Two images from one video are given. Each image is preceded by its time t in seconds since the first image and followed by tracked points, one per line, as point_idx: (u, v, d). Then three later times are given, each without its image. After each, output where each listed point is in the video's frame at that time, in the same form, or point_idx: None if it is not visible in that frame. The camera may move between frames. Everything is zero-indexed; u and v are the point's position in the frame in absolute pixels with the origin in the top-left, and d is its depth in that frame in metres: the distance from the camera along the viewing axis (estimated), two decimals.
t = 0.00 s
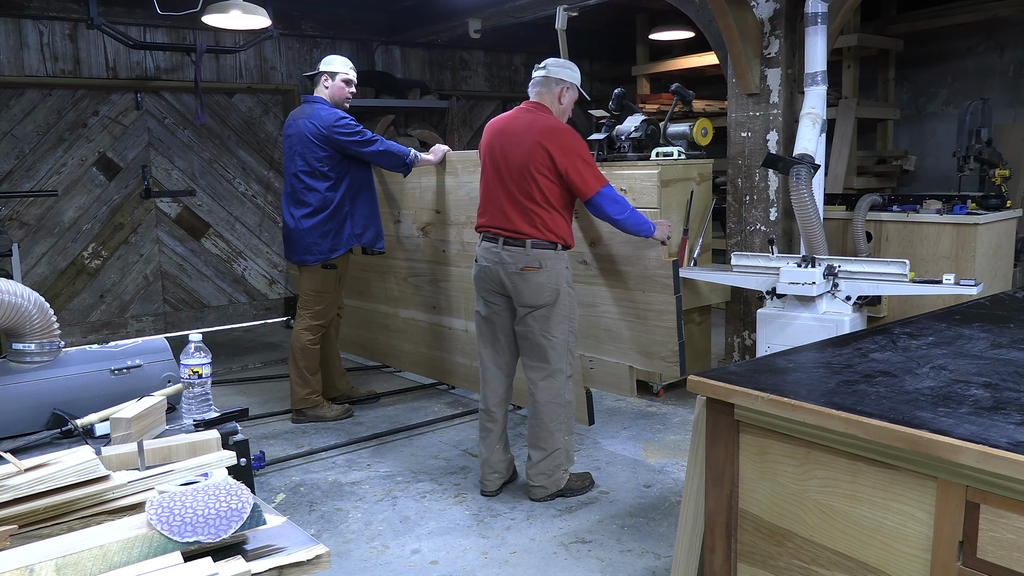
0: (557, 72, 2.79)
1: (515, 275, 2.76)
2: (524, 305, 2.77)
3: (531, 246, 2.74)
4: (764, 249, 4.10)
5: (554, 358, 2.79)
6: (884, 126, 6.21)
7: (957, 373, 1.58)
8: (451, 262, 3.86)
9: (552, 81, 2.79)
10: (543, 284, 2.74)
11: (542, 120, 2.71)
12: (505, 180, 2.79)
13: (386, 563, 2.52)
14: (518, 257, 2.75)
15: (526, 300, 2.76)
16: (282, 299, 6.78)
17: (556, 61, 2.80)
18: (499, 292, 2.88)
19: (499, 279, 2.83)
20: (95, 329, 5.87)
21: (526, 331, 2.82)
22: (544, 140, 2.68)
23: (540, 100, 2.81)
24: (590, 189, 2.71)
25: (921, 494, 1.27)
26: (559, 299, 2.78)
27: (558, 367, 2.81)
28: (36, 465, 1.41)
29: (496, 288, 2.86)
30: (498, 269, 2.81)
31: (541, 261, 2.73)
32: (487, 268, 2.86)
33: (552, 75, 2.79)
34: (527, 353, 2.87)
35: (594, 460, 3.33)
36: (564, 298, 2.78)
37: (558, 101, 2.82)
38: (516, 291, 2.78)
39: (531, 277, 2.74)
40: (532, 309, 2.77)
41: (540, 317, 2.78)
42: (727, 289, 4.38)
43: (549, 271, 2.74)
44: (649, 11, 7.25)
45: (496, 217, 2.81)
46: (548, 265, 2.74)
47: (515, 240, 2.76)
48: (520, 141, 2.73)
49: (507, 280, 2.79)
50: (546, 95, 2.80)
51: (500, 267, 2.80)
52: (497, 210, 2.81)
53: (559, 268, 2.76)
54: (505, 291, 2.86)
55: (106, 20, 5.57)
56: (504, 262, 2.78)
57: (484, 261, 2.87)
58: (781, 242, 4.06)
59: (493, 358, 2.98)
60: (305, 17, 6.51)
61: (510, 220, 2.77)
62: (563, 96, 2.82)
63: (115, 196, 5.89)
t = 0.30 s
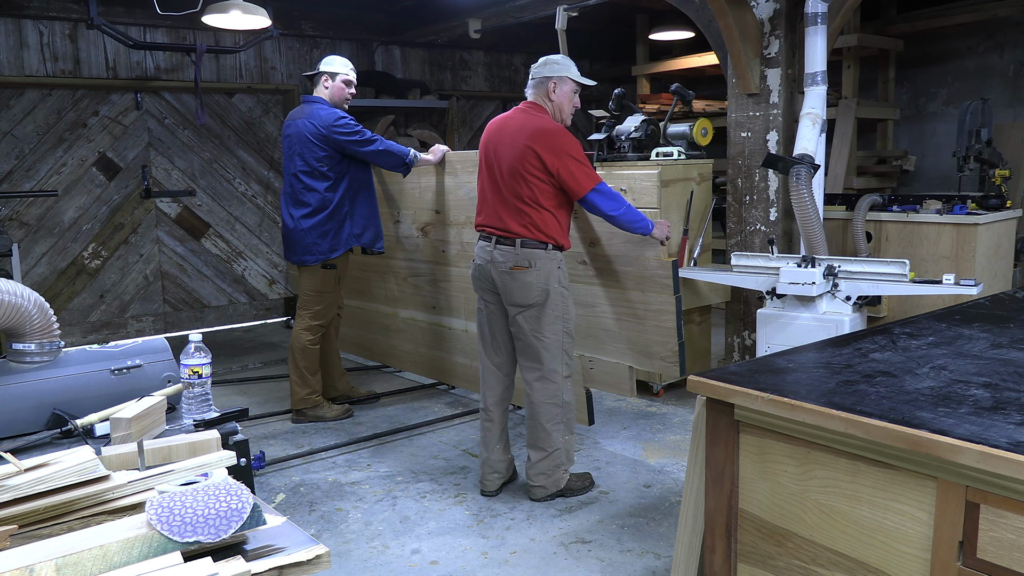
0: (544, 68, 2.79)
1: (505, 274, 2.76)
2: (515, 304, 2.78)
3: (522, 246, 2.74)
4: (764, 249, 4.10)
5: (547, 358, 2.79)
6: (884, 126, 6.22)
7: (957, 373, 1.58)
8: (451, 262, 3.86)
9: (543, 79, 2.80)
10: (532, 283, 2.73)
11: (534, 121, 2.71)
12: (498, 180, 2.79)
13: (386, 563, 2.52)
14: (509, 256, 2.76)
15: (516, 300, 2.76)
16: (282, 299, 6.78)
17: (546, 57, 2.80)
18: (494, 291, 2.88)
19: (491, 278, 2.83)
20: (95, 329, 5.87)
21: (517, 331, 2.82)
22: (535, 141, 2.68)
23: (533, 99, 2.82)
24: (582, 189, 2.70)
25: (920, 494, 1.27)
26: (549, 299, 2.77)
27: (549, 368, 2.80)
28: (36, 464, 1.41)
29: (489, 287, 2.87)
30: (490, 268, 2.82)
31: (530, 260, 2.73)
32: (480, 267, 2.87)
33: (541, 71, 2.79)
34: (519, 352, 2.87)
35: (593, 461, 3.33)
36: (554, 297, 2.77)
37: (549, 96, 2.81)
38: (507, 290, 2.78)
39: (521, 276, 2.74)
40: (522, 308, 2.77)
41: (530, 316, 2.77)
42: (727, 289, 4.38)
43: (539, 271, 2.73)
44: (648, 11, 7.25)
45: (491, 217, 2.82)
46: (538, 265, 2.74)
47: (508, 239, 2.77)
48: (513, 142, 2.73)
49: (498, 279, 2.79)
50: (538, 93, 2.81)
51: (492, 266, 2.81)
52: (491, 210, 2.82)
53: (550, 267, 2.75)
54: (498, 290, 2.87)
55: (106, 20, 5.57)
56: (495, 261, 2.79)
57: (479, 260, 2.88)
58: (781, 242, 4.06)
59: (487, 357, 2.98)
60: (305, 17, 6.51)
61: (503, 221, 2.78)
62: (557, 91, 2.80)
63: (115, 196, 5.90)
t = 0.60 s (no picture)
0: (543, 68, 2.79)
1: (506, 274, 2.76)
2: (516, 304, 2.78)
3: (522, 246, 2.74)
4: (764, 249, 4.10)
5: (548, 358, 2.79)
6: (884, 126, 6.21)
7: (957, 373, 1.58)
8: (451, 262, 3.86)
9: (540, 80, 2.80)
10: (533, 283, 2.73)
11: (533, 122, 2.70)
12: (498, 181, 2.79)
13: (386, 563, 2.52)
14: (509, 256, 2.76)
15: (517, 300, 2.76)
16: (282, 299, 6.78)
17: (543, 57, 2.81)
18: (495, 292, 2.89)
19: (492, 278, 2.83)
20: (95, 329, 5.87)
21: (517, 330, 2.83)
22: (534, 142, 2.68)
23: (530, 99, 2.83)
24: (581, 189, 2.70)
25: (920, 494, 1.27)
26: (551, 299, 2.77)
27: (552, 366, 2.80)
28: (36, 464, 1.41)
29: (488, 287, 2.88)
30: (491, 268, 2.82)
31: (531, 260, 2.73)
32: (481, 266, 2.88)
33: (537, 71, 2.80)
34: (520, 353, 2.87)
35: (593, 460, 3.33)
36: (554, 297, 2.76)
37: (549, 96, 2.81)
38: (508, 290, 2.78)
39: (521, 276, 2.74)
40: (523, 308, 2.77)
41: (530, 316, 2.77)
42: (727, 289, 4.38)
43: (540, 270, 2.73)
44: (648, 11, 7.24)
45: (491, 217, 2.83)
46: (538, 265, 2.74)
47: (509, 239, 2.77)
48: (512, 142, 2.73)
49: (499, 279, 2.80)
50: (536, 92, 2.81)
51: (492, 266, 2.81)
52: (492, 210, 2.82)
53: (549, 267, 2.75)
54: (499, 290, 2.87)
55: (106, 20, 5.57)
56: (496, 261, 2.79)
57: (479, 260, 2.88)
58: (781, 242, 4.06)
59: (487, 357, 2.98)
60: (305, 17, 6.51)
61: (503, 221, 2.78)
62: (554, 90, 2.80)
63: (115, 196, 5.90)
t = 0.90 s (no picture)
0: (549, 69, 2.78)
1: (510, 275, 2.76)
2: (519, 304, 2.77)
3: (526, 246, 2.74)
4: (764, 249, 4.10)
5: (550, 358, 2.79)
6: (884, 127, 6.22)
7: (957, 373, 1.58)
8: (451, 262, 3.86)
9: (544, 81, 2.79)
10: (537, 283, 2.73)
11: (537, 123, 2.70)
12: (500, 181, 2.79)
13: (386, 563, 2.52)
14: (513, 256, 2.75)
15: (521, 300, 2.76)
16: (282, 299, 6.77)
17: (547, 57, 2.79)
18: (497, 292, 2.88)
19: (496, 278, 2.83)
20: (95, 329, 5.87)
21: (521, 330, 2.83)
22: (538, 143, 2.68)
23: (531, 99, 2.82)
24: (586, 189, 2.70)
25: (920, 494, 1.27)
26: (554, 299, 2.77)
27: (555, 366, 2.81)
28: (36, 464, 1.41)
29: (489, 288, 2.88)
30: (494, 268, 2.82)
31: (535, 260, 2.73)
32: (483, 267, 2.87)
33: (541, 72, 2.78)
34: (523, 353, 2.87)
35: (593, 461, 3.33)
36: (558, 296, 2.77)
37: (554, 98, 2.81)
38: (511, 290, 2.78)
39: (526, 276, 2.74)
40: (527, 308, 2.77)
41: (535, 316, 2.77)
42: (727, 289, 4.38)
43: (544, 271, 2.73)
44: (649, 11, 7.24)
45: (493, 217, 2.82)
46: (543, 265, 2.74)
47: (512, 239, 2.76)
48: (515, 142, 2.73)
49: (502, 279, 2.79)
50: (541, 94, 2.80)
51: (496, 266, 2.81)
52: (494, 210, 2.82)
53: (553, 267, 2.75)
54: (502, 290, 2.86)
55: (106, 20, 5.58)
56: (500, 261, 2.79)
57: (482, 260, 2.88)
58: (781, 242, 4.06)
59: (488, 357, 2.98)
60: (305, 17, 6.51)
61: (506, 221, 2.78)
62: (558, 92, 2.81)
63: (115, 196, 5.90)
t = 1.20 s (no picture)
0: (560, 73, 2.79)
1: (513, 274, 2.76)
2: (522, 304, 2.77)
3: (529, 246, 2.74)
4: (764, 249, 4.10)
5: (551, 357, 2.79)
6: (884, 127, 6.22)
7: (957, 373, 1.58)
8: (451, 262, 3.86)
9: (553, 82, 2.79)
10: (541, 283, 2.73)
11: (541, 123, 2.71)
12: (503, 181, 2.79)
13: (386, 563, 2.52)
14: (517, 256, 2.75)
15: (524, 300, 2.76)
16: (282, 299, 6.77)
17: (558, 59, 2.80)
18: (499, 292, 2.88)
19: (498, 278, 2.83)
20: (96, 329, 5.88)
21: (523, 330, 2.82)
22: (542, 143, 2.68)
23: (535, 98, 2.81)
24: (590, 190, 2.71)
25: (921, 494, 1.27)
26: (557, 299, 2.77)
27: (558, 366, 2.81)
28: (36, 464, 1.41)
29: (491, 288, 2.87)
30: (496, 267, 2.82)
31: (539, 260, 2.73)
32: (486, 266, 2.87)
33: (552, 73, 2.78)
34: (524, 352, 2.87)
35: (594, 461, 3.34)
36: (561, 296, 2.77)
37: (561, 102, 2.83)
38: (514, 290, 2.78)
39: (530, 276, 2.74)
40: (530, 308, 2.77)
41: (539, 316, 2.77)
42: (727, 289, 4.38)
43: (548, 270, 2.73)
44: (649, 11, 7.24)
45: (496, 216, 2.81)
46: (546, 265, 2.74)
47: (514, 239, 2.76)
48: (519, 142, 2.73)
49: (505, 279, 2.79)
50: (549, 97, 2.80)
51: (499, 265, 2.81)
52: (497, 210, 2.81)
53: (557, 267, 2.75)
54: (504, 290, 2.86)
55: (106, 20, 5.58)
56: (503, 261, 2.78)
57: (484, 259, 2.88)
58: (781, 242, 4.06)
59: (489, 357, 2.98)
60: (305, 17, 6.51)
61: (510, 221, 2.77)
62: (564, 95, 2.82)
63: (115, 196, 5.90)
